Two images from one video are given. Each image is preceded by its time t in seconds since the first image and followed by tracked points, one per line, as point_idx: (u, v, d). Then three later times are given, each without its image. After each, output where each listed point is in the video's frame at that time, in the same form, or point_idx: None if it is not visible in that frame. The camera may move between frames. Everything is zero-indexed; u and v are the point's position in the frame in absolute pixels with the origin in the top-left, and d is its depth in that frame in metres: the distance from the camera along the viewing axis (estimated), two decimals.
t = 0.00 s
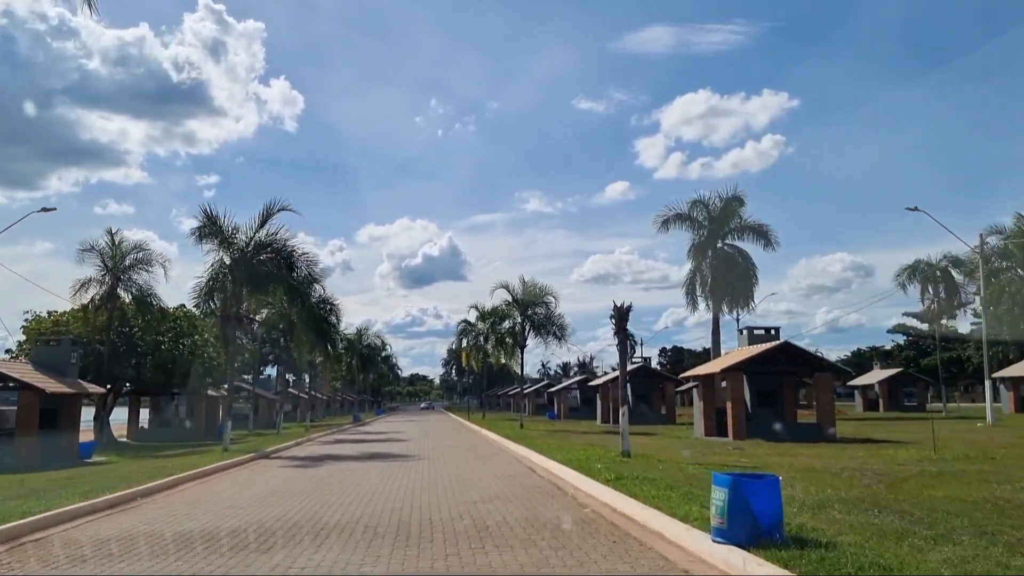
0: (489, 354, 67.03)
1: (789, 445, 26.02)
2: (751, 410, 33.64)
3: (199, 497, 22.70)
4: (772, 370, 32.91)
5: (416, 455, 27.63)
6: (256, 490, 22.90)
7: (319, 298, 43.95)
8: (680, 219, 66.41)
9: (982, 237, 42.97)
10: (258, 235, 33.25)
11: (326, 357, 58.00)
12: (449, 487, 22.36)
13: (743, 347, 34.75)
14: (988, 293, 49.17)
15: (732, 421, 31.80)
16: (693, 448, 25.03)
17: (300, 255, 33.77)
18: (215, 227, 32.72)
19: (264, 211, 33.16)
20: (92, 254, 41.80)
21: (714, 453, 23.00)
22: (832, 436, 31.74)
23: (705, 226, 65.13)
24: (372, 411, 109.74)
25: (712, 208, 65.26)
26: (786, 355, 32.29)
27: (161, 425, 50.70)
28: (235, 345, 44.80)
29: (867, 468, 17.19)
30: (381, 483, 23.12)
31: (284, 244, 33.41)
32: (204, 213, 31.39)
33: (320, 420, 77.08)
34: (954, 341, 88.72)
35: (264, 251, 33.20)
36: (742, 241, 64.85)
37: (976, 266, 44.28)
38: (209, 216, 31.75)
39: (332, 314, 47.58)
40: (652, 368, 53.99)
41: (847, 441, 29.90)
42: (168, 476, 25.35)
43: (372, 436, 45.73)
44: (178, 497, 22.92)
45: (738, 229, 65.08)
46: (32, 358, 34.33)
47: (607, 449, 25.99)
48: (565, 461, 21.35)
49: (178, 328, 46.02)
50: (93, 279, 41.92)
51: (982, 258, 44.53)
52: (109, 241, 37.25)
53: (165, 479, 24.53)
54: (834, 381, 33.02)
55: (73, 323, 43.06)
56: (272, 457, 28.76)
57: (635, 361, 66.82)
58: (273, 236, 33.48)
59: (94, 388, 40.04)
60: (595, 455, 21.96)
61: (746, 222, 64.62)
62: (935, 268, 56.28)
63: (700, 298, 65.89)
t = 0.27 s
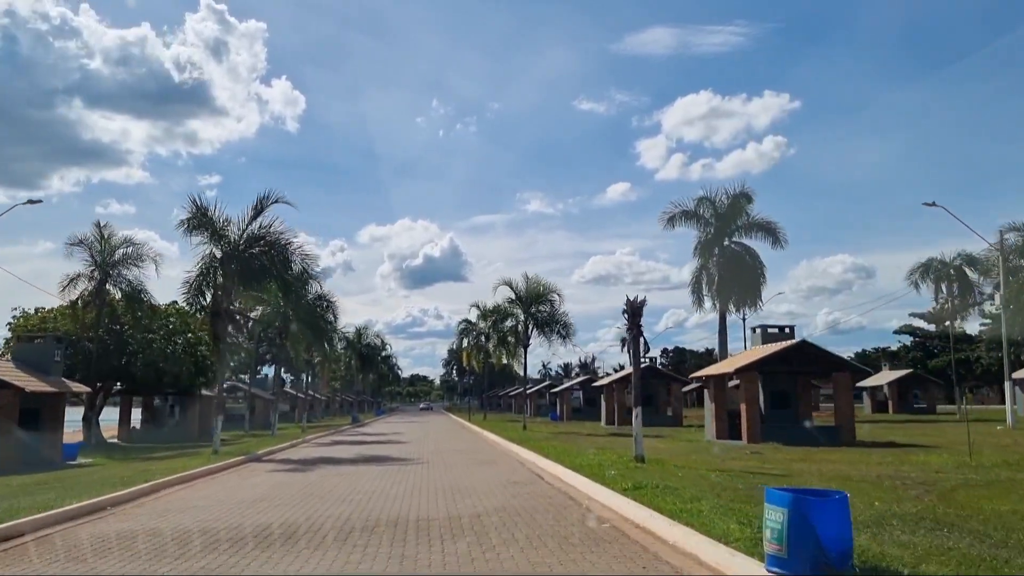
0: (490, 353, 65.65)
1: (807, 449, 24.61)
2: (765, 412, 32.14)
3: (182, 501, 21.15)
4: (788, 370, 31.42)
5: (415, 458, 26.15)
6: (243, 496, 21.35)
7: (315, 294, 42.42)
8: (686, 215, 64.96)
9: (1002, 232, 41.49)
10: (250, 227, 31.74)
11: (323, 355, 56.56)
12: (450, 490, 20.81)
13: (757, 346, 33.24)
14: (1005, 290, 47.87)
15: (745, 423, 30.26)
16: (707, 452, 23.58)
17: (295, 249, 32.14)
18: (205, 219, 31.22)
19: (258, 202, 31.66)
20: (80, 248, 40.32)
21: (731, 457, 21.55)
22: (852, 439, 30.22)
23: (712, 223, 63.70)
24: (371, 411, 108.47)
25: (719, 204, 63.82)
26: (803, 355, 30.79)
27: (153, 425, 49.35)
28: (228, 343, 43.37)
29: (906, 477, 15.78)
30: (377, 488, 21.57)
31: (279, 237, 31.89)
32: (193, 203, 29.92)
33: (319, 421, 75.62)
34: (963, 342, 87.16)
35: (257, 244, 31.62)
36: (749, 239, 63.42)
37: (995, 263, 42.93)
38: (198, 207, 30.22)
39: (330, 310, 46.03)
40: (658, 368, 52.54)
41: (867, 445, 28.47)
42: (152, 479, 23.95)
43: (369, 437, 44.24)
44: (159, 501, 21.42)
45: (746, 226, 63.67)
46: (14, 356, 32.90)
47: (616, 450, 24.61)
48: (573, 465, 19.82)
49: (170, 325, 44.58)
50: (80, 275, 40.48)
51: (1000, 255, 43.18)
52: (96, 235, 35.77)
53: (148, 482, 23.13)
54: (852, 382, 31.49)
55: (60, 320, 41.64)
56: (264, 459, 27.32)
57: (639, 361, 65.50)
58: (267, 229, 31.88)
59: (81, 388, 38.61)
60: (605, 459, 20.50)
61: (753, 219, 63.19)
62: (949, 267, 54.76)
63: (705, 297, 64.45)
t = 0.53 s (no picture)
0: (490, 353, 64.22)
1: (829, 452, 23.16)
2: (779, 413, 30.75)
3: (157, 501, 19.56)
4: (803, 370, 30.05)
5: (412, 461, 24.57)
6: (225, 498, 19.72)
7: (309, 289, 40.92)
8: (690, 212, 63.45)
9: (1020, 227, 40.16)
10: (240, 220, 30.24)
11: (319, 355, 55.08)
12: (450, 495, 19.15)
13: (770, 344, 31.87)
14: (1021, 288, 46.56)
15: (759, 425, 28.86)
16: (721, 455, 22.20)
17: (287, 242, 30.62)
18: (193, 211, 29.69)
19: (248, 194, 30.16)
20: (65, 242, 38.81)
21: (748, 461, 20.24)
22: (871, 441, 28.83)
23: (717, 219, 62.22)
24: (369, 412, 107.03)
25: (725, 200, 62.32)
26: (820, 353, 29.36)
27: (143, 426, 47.87)
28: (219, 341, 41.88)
29: (951, 486, 14.34)
30: (369, 491, 19.92)
31: (270, 231, 30.39)
32: (179, 193, 28.43)
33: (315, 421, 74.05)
34: (969, 342, 85.90)
35: (247, 237, 30.12)
36: (756, 235, 61.92)
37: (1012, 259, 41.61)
38: (184, 197, 28.71)
39: (324, 306, 44.51)
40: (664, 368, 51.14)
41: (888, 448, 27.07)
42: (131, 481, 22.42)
43: (365, 439, 42.75)
44: (132, 503, 19.79)
45: (752, 222, 62.18)
46: None
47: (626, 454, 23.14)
48: (581, 469, 18.23)
49: (159, 322, 43.08)
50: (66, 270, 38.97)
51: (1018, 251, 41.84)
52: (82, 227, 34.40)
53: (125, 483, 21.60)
54: (871, 382, 30.08)
55: (45, 317, 40.11)
56: (252, 463, 25.61)
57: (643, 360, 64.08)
58: (258, 221, 30.35)
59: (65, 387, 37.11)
60: (617, 463, 18.98)
61: (760, 216, 61.68)
62: (961, 264, 53.53)
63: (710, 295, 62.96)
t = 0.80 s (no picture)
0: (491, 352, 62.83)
1: (852, 457, 21.77)
2: (794, 415, 29.38)
3: (128, 503, 17.96)
4: (820, 371, 28.64)
5: (411, 466, 23.07)
6: (198, 502, 17.97)
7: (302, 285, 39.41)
8: (697, 209, 62.02)
9: None
10: (229, 212, 28.81)
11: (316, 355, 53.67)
12: (445, 503, 17.48)
13: (784, 343, 30.48)
14: None
15: (774, 428, 27.49)
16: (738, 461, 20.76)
17: (279, 235, 29.16)
18: (180, 202, 28.26)
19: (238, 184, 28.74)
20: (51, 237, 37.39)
21: (769, 468, 18.81)
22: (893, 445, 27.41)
23: (724, 217, 60.79)
24: (369, 414, 105.63)
25: (732, 197, 60.88)
26: (838, 353, 27.93)
27: (134, 427, 46.49)
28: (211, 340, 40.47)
29: (1003, 499, 12.93)
30: (361, 495, 18.34)
31: (261, 224, 28.94)
32: (165, 182, 27.03)
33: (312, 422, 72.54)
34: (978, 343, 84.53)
35: (237, 230, 28.68)
36: (764, 233, 60.43)
37: None
38: (170, 187, 27.29)
39: (320, 303, 42.96)
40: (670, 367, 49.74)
41: (911, 452, 25.67)
42: (109, 484, 20.94)
43: (361, 440, 41.26)
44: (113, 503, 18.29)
45: (760, 220, 60.66)
46: None
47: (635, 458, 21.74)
48: (588, 477, 16.68)
49: (150, 320, 41.69)
50: (52, 265, 37.56)
51: None
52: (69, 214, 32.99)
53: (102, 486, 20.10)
54: (893, 383, 28.62)
55: (31, 314, 38.71)
56: (240, 468, 23.98)
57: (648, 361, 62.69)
58: (247, 213, 28.90)
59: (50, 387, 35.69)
60: (631, 469, 17.45)
61: (768, 213, 60.18)
62: (975, 261, 52.15)
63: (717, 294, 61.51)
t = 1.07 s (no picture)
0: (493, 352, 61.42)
1: (880, 461, 20.31)
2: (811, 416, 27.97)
3: (102, 511, 16.52)
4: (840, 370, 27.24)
5: (408, 471, 21.62)
6: (173, 513, 16.34)
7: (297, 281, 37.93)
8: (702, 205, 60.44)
9: None
10: (218, 203, 27.38)
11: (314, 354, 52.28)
12: (442, 512, 16.01)
13: (801, 341, 29.07)
14: None
15: (791, 430, 26.10)
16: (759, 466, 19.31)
17: (271, 227, 27.70)
18: (166, 192, 26.84)
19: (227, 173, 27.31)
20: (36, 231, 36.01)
21: (795, 473, 17.37)
22: (917, 448, 26.02)
23: (731, 213, 59.25)
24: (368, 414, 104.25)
25: (739, 193, 59.41)
26: (860, 351, 26.52)
27: (124, 429, 45.06)
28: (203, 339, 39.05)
29: None
30: (352, 503, 16.84)
31: (251, 216, 27.51)
32: (150, 171, 25.63)
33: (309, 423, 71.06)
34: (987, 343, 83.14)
35: (226, 222, 27.25)
36: (771, 229, 58.94)
37: None
38: (155, 176, 25.89)
39: (316, 300, 41.49)
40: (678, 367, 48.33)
41: (937, 456, 24.23)
42: (85, 490, 19.48)
43: (358, 443, 39.80)
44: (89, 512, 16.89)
45: (767, 216, 59.32)
46: None
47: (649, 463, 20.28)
48: (599, 484, 15.22)
49: (140, 319, 40.28)
50: (37, 261, 36.20)
51: None
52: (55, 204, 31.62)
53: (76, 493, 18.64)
54: (917, 383, 27.11)
55: (16, 311, 37.33)
56: (228, 473, 22.44)
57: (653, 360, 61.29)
58: (237, 205, 27.46)
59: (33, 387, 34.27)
60: (646, 476, 16.00)
61: (776, 209, 58.67)
62: (990, 259, 50.76)
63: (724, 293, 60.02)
